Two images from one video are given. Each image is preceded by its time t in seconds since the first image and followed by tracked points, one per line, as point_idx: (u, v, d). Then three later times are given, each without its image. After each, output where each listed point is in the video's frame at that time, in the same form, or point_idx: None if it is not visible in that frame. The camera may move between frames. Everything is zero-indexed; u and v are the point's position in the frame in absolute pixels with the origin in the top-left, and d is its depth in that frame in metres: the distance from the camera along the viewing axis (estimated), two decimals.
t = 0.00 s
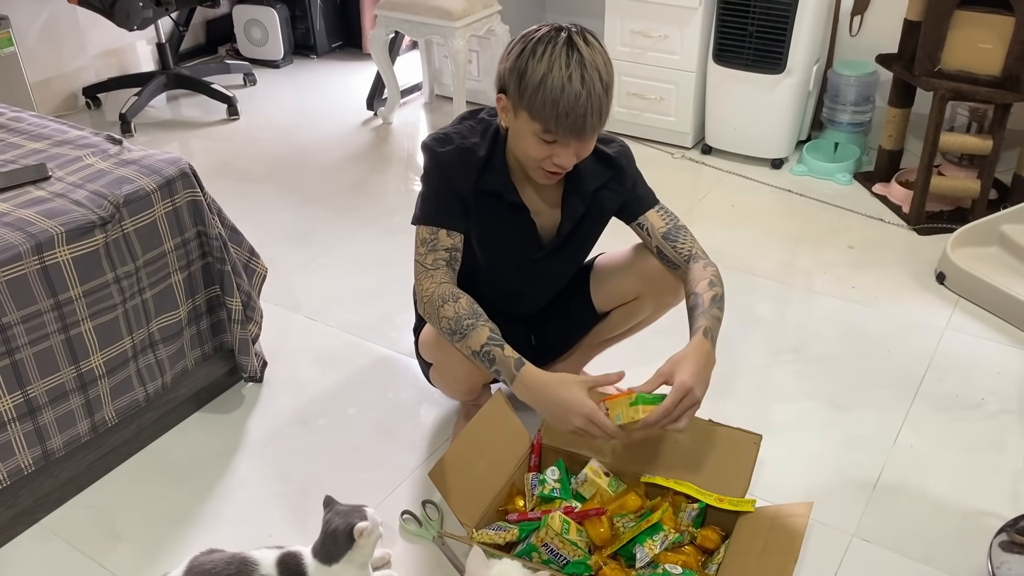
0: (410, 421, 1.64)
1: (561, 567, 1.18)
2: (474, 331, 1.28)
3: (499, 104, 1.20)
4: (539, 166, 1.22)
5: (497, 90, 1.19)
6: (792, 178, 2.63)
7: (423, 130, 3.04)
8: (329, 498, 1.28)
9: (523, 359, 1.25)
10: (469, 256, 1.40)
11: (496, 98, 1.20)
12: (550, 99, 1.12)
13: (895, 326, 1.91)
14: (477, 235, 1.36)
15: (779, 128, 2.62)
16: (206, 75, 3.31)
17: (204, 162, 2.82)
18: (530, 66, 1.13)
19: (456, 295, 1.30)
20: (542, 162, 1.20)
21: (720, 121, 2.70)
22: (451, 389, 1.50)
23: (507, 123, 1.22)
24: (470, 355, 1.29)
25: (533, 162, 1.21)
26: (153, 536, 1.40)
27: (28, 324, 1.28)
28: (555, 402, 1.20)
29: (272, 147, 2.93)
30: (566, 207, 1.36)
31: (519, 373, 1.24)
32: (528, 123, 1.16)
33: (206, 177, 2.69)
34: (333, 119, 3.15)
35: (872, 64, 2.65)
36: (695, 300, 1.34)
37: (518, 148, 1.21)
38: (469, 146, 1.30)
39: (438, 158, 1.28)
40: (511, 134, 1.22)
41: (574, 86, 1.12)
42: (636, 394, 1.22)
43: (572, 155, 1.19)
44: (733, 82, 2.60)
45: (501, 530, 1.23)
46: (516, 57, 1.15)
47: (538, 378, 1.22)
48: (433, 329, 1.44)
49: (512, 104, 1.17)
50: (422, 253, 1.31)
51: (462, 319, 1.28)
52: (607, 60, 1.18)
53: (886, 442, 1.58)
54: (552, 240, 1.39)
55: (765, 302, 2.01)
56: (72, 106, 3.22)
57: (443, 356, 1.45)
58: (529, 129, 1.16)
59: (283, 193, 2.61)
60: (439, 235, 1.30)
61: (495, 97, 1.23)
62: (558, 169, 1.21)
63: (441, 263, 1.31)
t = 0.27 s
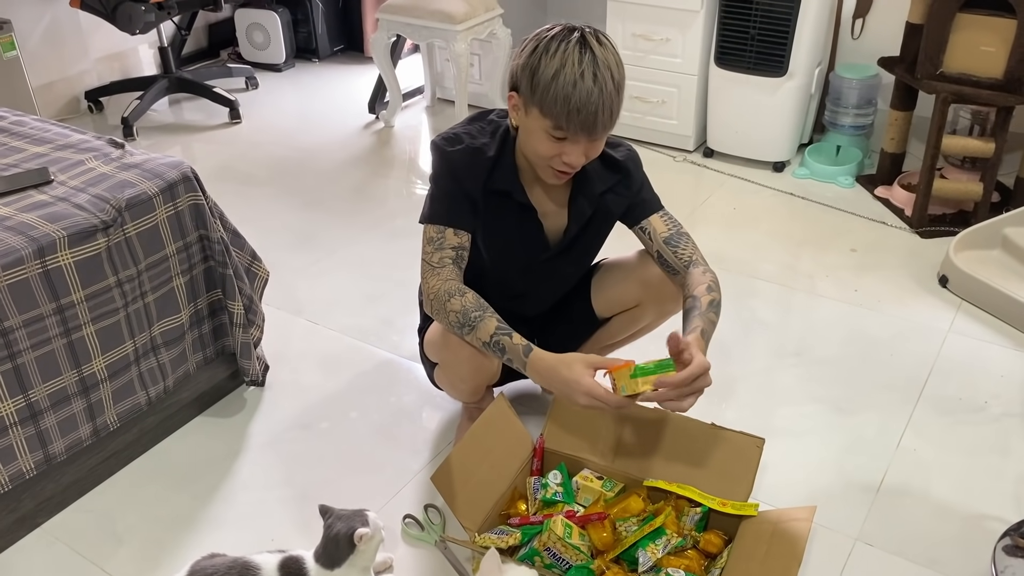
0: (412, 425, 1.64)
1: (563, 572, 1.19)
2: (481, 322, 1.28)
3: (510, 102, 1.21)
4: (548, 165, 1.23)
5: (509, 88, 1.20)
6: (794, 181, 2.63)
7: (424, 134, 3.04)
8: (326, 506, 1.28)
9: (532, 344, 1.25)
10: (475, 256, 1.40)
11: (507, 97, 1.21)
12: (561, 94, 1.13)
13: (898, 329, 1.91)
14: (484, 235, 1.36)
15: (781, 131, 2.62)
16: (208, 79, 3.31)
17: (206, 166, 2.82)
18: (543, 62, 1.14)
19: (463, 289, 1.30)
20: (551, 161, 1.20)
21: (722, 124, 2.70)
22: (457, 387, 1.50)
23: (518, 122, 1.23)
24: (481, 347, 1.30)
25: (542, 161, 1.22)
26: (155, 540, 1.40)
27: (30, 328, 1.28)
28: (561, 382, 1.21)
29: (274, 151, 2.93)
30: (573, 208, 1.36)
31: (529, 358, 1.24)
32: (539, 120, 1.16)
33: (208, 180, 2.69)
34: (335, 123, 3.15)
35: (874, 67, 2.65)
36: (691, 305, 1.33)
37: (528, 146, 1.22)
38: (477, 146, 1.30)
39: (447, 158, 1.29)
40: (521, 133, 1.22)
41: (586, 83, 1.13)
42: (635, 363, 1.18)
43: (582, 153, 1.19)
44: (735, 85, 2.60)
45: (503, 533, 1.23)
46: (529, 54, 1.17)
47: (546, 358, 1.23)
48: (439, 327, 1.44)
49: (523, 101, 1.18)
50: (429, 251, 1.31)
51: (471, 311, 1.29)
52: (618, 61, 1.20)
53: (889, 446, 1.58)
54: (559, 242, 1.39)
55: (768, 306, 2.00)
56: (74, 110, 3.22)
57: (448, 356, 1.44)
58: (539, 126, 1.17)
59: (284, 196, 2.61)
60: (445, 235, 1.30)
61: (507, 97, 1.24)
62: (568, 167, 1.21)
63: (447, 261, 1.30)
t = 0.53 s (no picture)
0: (414, 428, 1.64)
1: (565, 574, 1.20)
2: (487, 323, 1.29)
3: (513, 99, 1.22)
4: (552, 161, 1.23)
5: (512, 85, 1.21)
6: (796, 184, 2.63)
7: (426, 137, 3.05)
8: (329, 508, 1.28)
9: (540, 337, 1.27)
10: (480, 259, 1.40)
11: (511, 94, 1.22)
12: (561, 85, 1.13)
13: (899, 332, 1.91)
14: (490, 238, 1.36)
15: (783, 134, 2.62)
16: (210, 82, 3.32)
17: (207, 169, 2.83)
18: (543, 55, 1.16)
19: (469, 291, 1.30)
20: (554, 155, 1.20)
21: (723, 127, 2.70)
22: (463, 390, 1.49)
23: (522, 119, 1.23)
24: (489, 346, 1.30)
25: (546, 156, 1.22)
26: (157, 542, 1.40)
27: (32, 332, 1.28)
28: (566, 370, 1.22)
29: (275, 154, 2.93)
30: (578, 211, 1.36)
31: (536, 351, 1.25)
32: (541, 113, 1.17)
33: (210, 183, 2.69)
34: (337, 126, 3.15)
35: (876, 70, 2.65)
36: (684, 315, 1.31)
37: (531, 142, 1.22)
38: (483, 150, 1.31)
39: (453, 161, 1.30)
40: (525, 130, 1.23)
41: (586, 73, 1.13)
42: (632, 338, 1.16)
43: (585, 146, 1.19)
44: (736, 88, 2.60)
45: (505, 536, 1.23)
46: (530, 49, 1.18)
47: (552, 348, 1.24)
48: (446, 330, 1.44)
49: (526, 96, 1.19)
50: (436, 256, 1.32)
51: (477, 311, 1.29)
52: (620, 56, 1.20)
53: (890, 448, 1.58)
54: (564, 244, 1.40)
55: (769, 308, 2.01)
56: (76, 113, 3.23)
57: (455, 358, 1.44)
58: (541, 120, 1.18)
59: (286, 199, 2.62)
60: (452, 239, 1.31)
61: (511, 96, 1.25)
62: (571, 162, 1.20)
63: (454, 265, 1.31)
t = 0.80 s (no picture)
0: (415, 430, 1.64)
1: None
2: (491, 323, 1.29)
3: (515, 102, 1.22)
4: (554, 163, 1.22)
5: (513, 88, 1.22)
6: (797, 186, 2.63)
7: (428, 139, 3.05)
8: (331, 510, 1.28)
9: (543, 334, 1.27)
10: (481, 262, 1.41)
11: (513, 98, 1.23)
12: (561, 85, 1.14)
13: (901, 334, 1.91)
14: (491, 242, 1.37)
15: (784, 136, 2.62)
16: (212, 84, 3.32)
17: (209, 171, 2.83)
18: (543, 56, 1.16)
19: (471, 294, 1.31)
20: (556, 157, 1.20)
21: (725, 129, 2.71)
22: (468, 392, 1.49)
23: (523, 122, 1.24)
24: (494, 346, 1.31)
25: (547, 158, 1.21)
26: (159, 544, 1.40)
27: (35, 333, 1.29)
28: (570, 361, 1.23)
29: (277, 156, 2.93)
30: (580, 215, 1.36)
31: (541, 346, 1.26)
32: (542, 114, 1.17)
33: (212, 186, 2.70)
34: (338, 128, 3.16)
35: (877, 72, 2.65)
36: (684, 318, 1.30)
37: (532, 144, 1.22)
38: (484, 153, 1.31)
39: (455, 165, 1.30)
40: (526, 133, 1.23)
41: (586, 73, 1.14)
42: (632, 323, 1.16)
43: (587, 147, 1.19)
44: (737, 90, 2.61)
45: (507, 538, 1.23)
46: (530, 51, 1.18)
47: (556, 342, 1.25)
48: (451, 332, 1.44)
49: (527, 98, 1.19)
50: (438, 260, 1.33)
51: (480, 313, 1.30)
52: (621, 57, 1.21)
53: (892, 450, 1.58)
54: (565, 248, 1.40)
55: (771, 310, 2.01)
56: (78, 115, 3.23)
57: (460, 359, 1.44)
58: (542, 122, 1.18)
59: (288, 202, 2.62)
60: (453, 243, 1.31)
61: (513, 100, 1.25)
62: (573, 164, 1.20)
63: (456, 269, 1.32)
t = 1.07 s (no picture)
0: (419, 431, 1.64)
1: None
2: (493, 327, 1.30)
3: (519, 106, 1.22)
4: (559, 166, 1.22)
5: (518, 91, 1.22)
6: (800, 188, 2.63)
7: (430, 140, 3.05)
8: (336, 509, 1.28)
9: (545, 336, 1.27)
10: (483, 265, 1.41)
11: (518, 101, 1.23)
12: (567, 86, 1.14)
13: (904, 335, 1.90)
14: (493, 245, 1.36)
15: (787, 138, 2.62)
16: (215, 86, 3.32)
17: (212, 172, 2.83)
18: (549, 58, 1.16)
19: (473, 297, 1.31)
20: (561, 160, 1.20)
21: (728, 131, 2.70)
22: (471, 393, 1.49)
23: (528, 125, 1.24)
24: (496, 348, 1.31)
25: (552, 161, 1.21)
26: (163, 544, 1.40)
27: (39, 334, 1.29)
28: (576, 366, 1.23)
29: (280, 158, 2.94)
30: (581, 220, 1.35)
31: (543, 348, 1.27)
32: (548, 116, 1.17)
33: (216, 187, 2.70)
34: (341, 129, 3.16)
35: (880, 74, 2.65)
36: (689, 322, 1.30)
37: (537, 148, 1.22)
38: (487, 156, 1.31)
39: (457, 168, 1.30)
40: (531, 136, 1.23)
41: (592, 75, 1.14)
42: (635, 321, 1.16)
43: (593, 150, 1.18)
44: (741, 92, 2.61)
45: (512, 539, 1.23)
46: (535, 54, 1.19)
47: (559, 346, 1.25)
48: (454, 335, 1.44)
49: (532, 101, 1.19)
50: (440, 263, 1.32)
51: (482, 316, 1.30)
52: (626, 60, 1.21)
53: (896, 451, 1.58)
54: (566, 251, 1.40)
55: (774, 311, 2.01)
56: (82, 117, 3.23)
57: (464, 362, 1.44)
58: (548, 124, 1.18)
59: (291, 203, 2.62)
60: (455, 246, 1.31)
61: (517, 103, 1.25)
62: (579, 166, 1.20)
63: (458, 272, 1.31)
